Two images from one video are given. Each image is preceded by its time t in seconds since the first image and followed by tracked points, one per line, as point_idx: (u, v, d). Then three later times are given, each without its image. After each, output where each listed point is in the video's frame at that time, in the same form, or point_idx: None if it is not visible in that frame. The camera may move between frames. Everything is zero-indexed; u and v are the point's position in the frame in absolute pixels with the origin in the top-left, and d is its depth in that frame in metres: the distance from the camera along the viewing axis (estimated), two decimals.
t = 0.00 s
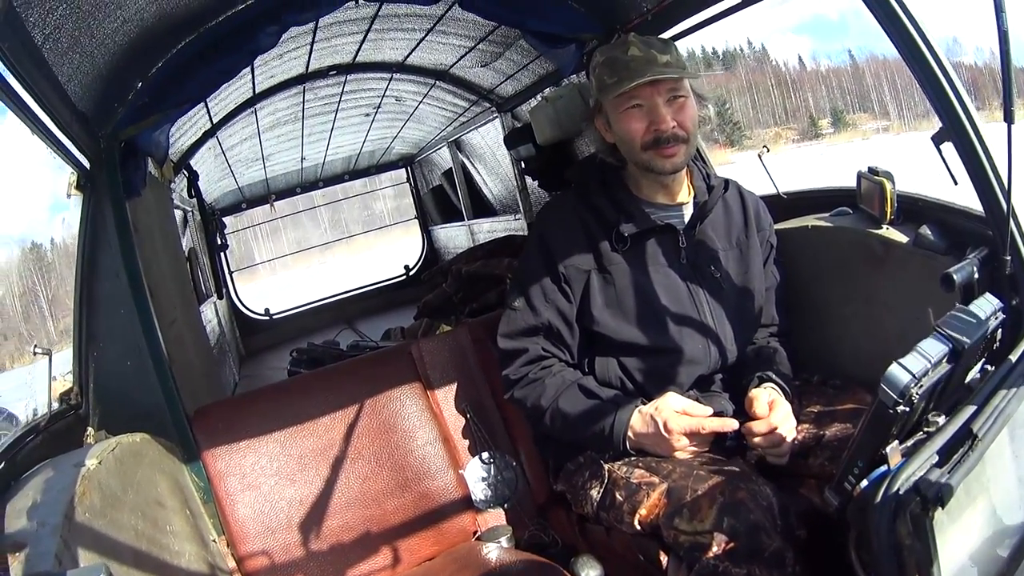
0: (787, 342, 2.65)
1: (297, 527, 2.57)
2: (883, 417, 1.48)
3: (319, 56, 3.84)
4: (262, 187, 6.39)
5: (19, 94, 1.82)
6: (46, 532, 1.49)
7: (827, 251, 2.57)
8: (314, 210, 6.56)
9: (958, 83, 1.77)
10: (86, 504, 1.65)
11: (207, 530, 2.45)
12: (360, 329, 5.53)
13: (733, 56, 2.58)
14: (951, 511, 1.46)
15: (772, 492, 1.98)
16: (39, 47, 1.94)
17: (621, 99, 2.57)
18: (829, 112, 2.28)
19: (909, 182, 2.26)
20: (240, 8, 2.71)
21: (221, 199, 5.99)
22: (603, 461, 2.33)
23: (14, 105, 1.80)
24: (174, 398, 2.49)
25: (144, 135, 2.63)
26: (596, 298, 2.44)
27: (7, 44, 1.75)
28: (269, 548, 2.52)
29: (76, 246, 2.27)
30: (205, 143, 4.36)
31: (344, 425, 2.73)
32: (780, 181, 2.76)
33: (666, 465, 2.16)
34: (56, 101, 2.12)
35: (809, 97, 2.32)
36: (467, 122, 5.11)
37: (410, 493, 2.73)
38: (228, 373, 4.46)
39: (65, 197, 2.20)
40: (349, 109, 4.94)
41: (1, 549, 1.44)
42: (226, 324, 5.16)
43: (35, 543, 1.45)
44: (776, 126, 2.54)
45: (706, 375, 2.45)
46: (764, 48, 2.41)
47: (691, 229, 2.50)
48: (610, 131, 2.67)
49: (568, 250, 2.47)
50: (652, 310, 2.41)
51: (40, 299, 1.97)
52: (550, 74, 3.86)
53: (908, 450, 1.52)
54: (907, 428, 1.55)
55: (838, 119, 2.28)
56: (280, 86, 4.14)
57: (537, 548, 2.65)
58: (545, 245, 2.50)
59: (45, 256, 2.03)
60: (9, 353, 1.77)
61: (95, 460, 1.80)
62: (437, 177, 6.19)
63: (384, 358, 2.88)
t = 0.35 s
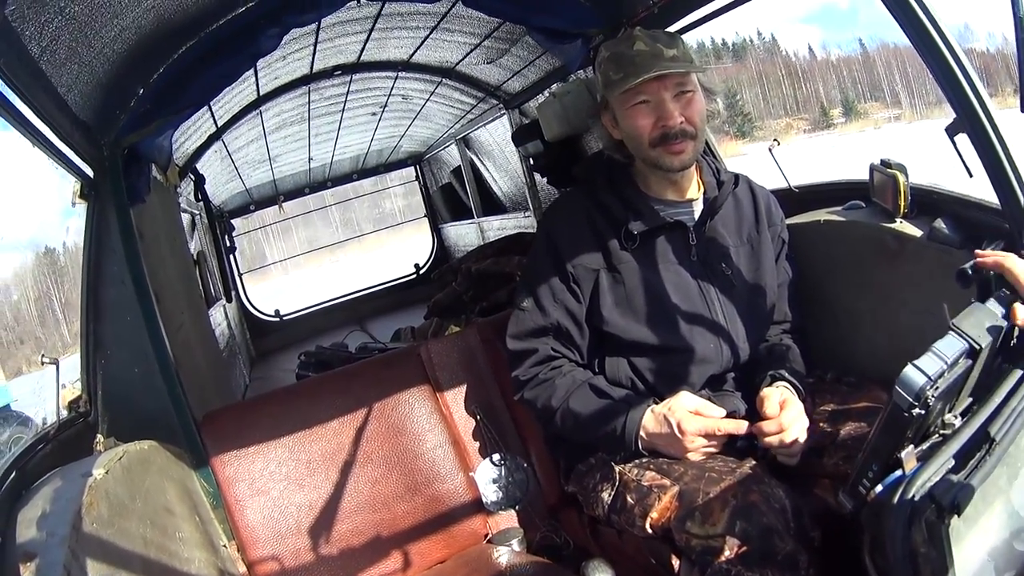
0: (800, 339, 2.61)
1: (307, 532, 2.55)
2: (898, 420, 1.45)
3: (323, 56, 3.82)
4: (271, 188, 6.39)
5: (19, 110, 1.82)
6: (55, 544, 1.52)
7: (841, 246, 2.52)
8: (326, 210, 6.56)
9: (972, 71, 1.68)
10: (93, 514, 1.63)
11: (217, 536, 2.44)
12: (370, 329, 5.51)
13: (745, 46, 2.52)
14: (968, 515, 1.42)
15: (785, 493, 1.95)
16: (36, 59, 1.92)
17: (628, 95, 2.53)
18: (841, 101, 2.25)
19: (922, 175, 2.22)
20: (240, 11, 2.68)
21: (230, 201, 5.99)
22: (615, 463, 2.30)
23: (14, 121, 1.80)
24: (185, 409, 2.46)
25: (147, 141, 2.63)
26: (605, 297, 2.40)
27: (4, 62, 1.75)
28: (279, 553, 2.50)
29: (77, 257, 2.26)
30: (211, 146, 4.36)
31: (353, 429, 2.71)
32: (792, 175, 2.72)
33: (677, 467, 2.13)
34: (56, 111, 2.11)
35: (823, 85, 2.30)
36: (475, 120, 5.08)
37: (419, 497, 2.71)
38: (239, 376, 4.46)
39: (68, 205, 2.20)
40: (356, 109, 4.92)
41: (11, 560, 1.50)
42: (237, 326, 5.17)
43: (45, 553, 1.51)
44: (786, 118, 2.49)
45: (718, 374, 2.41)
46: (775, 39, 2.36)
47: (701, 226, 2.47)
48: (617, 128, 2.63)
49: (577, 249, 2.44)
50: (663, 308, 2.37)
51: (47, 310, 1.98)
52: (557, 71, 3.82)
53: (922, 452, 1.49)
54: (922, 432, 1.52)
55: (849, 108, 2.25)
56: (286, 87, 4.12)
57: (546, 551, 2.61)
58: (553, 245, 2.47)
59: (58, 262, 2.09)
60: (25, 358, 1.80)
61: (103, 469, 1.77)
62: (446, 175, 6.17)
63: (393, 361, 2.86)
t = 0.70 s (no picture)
0: (814, 333, 2.56)
1: (311, 532, 2.50)
2: (925, 415, 1.39)
3: (326, 49, 3.76)
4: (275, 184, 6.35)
5: (19, 108, 1.79)
6: (51, 548, 1.47)
7: (857, 236, 2.46)
8: (331, 206, 6.52)
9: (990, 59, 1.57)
10: (89, 518, 1.59)
11: (219, 537, 2.40)
12: (375, 326, 5.46)
13: (749, 41, 2.49)
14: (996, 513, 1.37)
15: (802, 490, 1.90)
16: (31, 53, 1.86)
17: (637, 82, 2.47)
18: (846, 95, 2.17)
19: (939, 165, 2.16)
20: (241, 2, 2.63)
21: (233, 197, 5.95)
22: (627, 460, 2.26)
23: (12, 117, 1.77)
24: (187, 408, 2.41)
25: (148, 136, 2.58)
26: (615, 289, 2.35)
27: (4, 59, 1.72)
28: (283, 554, 2.46)
29: (75, 258, 2.20)
30: (214, 142, 4.31)
31: (358, 427, 2.66)
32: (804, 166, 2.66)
33: (691, 464, 2.08)
34: (54, 105, 2.06)
35: (826, 79, 2.22)
36: (480, 113, 5.02)
37: (426, 495, 2.66)
38: (243, 373, 4.43)
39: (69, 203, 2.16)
40: (359, 103, 4.87)
41: (6, 564, 1.46)
42: (241, 324, 5.13)
43: (40, 557, 1.46)
44: (790, 112, 2.44)
45: (731, 368, 2.36)
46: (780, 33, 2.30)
47: (713, 216, 2.40)
48: (626, 117, 2.56)
49: (586, 240, 2.38)
50: (675, 301, 2.32)
51: (49, 309, 1.95)
52: (562, 63, 3.77)
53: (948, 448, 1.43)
54: (947, 427, 1.46)
55: (855, 102, 2.17)
56: (288, 82, 4.07)
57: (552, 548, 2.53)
58: (561, 238, 2.42)
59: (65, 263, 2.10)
60: (31, 358, 1.82)
61: (100, 471, 1.72)
62: (451, 170, 6.12)
63: (397, 357, 2.80)
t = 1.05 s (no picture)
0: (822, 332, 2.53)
1: (314, 531, 2.48)
2: (941, 417, 1.37)
3: (330, 42, 3.73)
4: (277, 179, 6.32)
5: (19, 98, 1.77)
6: (53, 548, 1.43)
7: (867, 234, 2.43)
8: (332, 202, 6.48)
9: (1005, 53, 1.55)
10: (91, 516, 1.56)
11: (221, 535, 2.37)
12: (377, 323, 5.44)
13: (750, 38, 2.45)
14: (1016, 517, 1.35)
15: (812, 493, 1.88)
16: (32, 41, 1.82)
17: (644, 77, 2.44)
18: (848, 91, 2.11)
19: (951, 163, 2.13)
20: None
21: (234, 192, 5.92)
22: (634, 461, 2.22)
23: (12, 105, 1.74)
24: (188, 405, 2.39)
25: (149, 130, 2.56)
26: (623, 286, 2.32)
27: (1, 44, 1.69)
28: (286, 553, 2.43)
29: (77, 251, 2.17)
30: (216, 136, 4.28)
31: (361, 425, 2.64)
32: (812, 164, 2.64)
33: (699, 465, 2.06)
34: (55, 96, 2.04)
35: (828, 78, 2.17)
36: (484, 109, 4.99)
37: (430, 495, 2.63)
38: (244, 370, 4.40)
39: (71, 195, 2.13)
40: (363, 98, 4.84)
41: (9, 563, 1.42)
42: (243, 320, 5.10)
43: (43, 556, 1.42)
44: (792, 111, 2.43)
45: (739, 367, 2.33)
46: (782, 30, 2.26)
47: (722, 212, 2.37)
48: (633, 112, 2.53)
49: (593, 237, 2.35)
50: (684, 300, 2.29)
51: (51, 303, 1.91)
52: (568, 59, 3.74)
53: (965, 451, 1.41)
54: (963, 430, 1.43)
55: (858, 100, 2.12)
56: (291, 76, 4.04)
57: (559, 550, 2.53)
58: (569, 235, 2.38)
59: (66, 256, 2.06)
60: (33, 351, 1.76)
61: (102, 469, 1.69)
62: (454, 166, 6.09)
63: (400, 355, 2.77)
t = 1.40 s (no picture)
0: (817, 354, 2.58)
1: (309, 523, 2.53)
2: (923, 439, 1.42)
3: (347, 44, 3.80)
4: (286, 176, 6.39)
5: (43, 84, 1.85)
6: (56, 522, 1.43)
7: (865, 260, 2.48)
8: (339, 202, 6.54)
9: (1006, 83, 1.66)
10: (93, 493, 1.59)
11: (217, 522, 2.41)
12: (378, 324, 5.49)
13: (764, 60, 2.54)
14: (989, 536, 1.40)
15: (796, 508, 1.93)
16: (55, 25, 1.90)
17: (655, 95, 2.51)
18: (858, 117, 2.22)
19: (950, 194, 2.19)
20: None
21: (243, 187, 5.98)
22: (628, 472, 2.28)
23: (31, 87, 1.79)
24: (190, 392, 2.45)
25: (163, 119, 2.63)
26: (625, 300, 2.37)
27: (27, 26, 1.75)
28: (280, 543, 2.48)
29: (86, 234, 2.22)
30: (229, 130, 4.34)
31: (361, 423, 2.69)
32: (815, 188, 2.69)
33: (691, 478, 2.11)
34: (75, 82, 2.10)
35: (839, 103, 2.28)
36: (495, 119, 5.07)
37: (424, 494, 2.68)
38: (245, 363, 4.45)
39: (83, 179, 2.19)
40: (375, 101, 4.90)
41: (9, 533, 1.40)
42: (245, 314, 5.16)
43: (45, 530, 1.41)
44: (802, 134, 2.52)
45: (735, 385, 2.38)
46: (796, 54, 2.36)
47: (725, 233, 2.43)
48: (643, 129, 2.59)
49: (597, 250, 2.41)
50: (684, 316, 2.34)
51: (53, 284, 1.94)
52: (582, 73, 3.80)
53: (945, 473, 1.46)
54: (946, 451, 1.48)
55: (868, 126, 2.22)
56: (306, 75, 4.10)
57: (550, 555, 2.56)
58: (574, 246, 2.44)
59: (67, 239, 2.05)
60: (32, 332, 1.78)
61: (105, 449, 1.73)
62: (464, 173, 6.16)
63: (402, 356, 2.83)
